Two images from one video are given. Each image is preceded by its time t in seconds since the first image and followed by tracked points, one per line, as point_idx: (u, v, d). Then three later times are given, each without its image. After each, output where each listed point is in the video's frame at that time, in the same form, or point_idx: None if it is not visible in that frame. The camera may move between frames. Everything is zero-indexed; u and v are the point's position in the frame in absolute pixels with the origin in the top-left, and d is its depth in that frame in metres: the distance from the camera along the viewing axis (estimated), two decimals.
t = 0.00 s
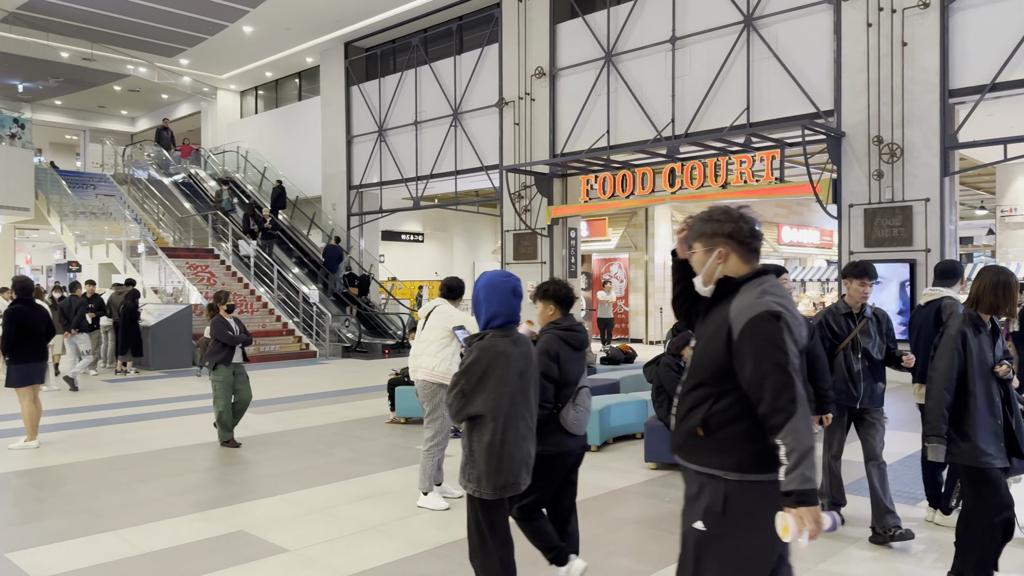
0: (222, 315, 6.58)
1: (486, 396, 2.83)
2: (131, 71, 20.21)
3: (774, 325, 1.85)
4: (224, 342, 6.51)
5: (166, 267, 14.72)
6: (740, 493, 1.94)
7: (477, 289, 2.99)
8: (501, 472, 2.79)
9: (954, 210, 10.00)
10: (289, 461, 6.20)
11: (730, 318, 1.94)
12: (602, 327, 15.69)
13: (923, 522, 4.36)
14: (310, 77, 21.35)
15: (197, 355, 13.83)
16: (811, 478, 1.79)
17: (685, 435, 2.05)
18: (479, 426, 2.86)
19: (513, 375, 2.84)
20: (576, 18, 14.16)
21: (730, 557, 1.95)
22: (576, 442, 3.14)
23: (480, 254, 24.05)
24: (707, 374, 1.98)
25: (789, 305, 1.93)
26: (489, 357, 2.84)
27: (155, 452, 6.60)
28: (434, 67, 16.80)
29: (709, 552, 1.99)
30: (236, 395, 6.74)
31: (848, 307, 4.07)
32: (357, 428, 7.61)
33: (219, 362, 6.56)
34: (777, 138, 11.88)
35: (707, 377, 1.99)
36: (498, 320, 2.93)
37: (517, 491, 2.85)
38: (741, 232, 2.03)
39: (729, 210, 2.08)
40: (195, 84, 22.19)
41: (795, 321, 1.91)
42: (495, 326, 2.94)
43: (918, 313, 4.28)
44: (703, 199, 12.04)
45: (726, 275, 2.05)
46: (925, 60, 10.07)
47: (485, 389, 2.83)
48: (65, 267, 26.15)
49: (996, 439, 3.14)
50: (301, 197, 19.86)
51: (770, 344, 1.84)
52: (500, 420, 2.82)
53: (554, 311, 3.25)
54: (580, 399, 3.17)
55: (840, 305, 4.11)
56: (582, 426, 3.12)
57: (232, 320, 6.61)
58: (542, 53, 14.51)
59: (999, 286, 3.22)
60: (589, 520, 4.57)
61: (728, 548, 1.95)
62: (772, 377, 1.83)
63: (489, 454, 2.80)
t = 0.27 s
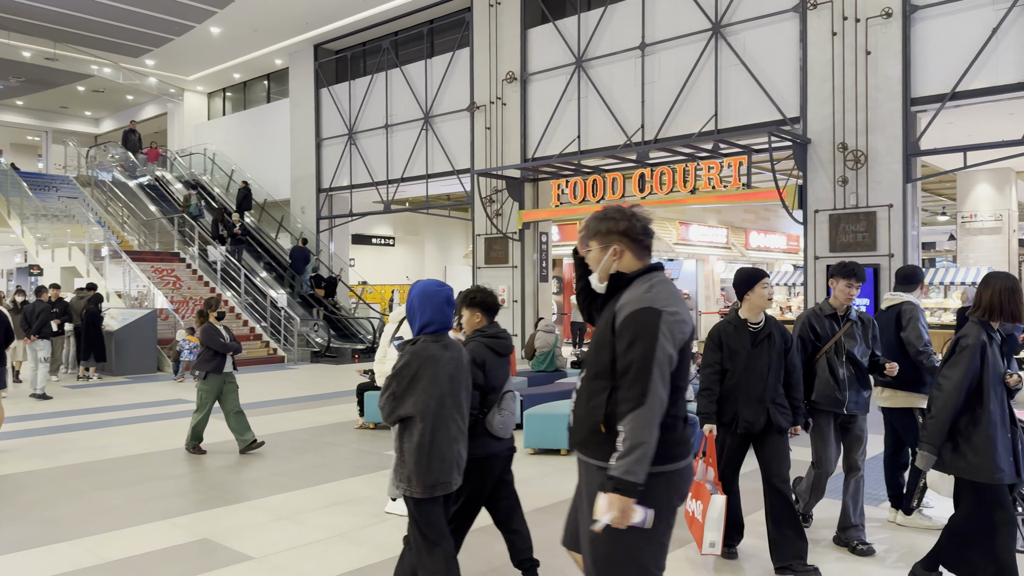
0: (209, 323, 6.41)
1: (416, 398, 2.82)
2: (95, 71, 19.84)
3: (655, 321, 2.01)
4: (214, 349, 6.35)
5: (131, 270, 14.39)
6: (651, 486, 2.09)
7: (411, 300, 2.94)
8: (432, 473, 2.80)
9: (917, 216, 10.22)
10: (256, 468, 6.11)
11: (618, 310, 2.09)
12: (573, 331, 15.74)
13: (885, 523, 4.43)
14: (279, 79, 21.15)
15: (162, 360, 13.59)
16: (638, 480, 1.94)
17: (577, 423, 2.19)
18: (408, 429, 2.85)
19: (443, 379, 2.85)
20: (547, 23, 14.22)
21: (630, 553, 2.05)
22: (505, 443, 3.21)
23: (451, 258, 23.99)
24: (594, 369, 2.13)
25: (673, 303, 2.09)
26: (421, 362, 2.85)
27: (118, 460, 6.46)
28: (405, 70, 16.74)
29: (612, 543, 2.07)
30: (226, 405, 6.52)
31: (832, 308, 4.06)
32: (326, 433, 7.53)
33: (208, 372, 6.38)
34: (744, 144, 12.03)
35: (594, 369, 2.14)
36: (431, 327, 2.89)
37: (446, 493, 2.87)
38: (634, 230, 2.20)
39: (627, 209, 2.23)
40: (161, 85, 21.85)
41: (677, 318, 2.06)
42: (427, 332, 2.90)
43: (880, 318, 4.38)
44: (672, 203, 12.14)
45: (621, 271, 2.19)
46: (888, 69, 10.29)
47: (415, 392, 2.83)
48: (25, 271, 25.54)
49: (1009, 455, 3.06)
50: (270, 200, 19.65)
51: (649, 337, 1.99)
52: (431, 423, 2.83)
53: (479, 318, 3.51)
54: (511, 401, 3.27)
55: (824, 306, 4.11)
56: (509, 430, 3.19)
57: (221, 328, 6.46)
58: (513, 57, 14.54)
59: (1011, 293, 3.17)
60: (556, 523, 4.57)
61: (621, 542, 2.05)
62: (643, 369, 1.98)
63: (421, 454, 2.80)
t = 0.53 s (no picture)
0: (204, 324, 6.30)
1: (356, 390, 3.03)
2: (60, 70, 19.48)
3: (547, 331, 2.14)
4: (209, 350, 6.23)
5: (97, 273, 14.15)
6: (553, 489, 2.20)
7: (353, 294, 3.15)
8: (370, 461, 2.99)
9: (883, 221, 10.41)
10: (225, 472, 6.04)
11: (518, 317, 2.23)
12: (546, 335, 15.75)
13: (853, 522, 4.49)
14: (250, 80, 20.94)
15: (130, 365, 13.41)
16: (483, 473, 2.09)
17: (483, 423, 2.34)
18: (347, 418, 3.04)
19: (382, 371, 3.07)
20: (521, 27, 14.25)
21: (553, 550, 2.20)
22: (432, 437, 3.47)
23: (425, 262, 23.92)
24: (495, 376, 2.27)
25: (569, 314, 2.22)
26: (360, 355, 3.05)
27: (84, 465, 6.35)
28: (378, 72, 16.65)
29: (528, 543, 2.22)
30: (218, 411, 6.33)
31: (815, 314, 4.05)
32: (297, 438, 7.47)
33: (206, 373, 6.24)
34: (715, 149, 12.16)
35: (495, 375, 2.28)
36: (373, 322, 3.13)
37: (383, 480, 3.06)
38: (543, 243, 2.33)
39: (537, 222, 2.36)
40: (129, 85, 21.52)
41: (571, 328, 2.19)
42: (368, 327, 3.13)
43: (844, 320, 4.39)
44: (645, 207, 12.22)
45: (528, 282, 2.34)
46: (855, 76, 10.46)
47: (356, 382, 3.03)
48: None
49: None
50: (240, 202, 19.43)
51: (538, 347, 2.13)
52: (369, 412, 3.03)
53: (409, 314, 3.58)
54: (433, 398, 3.44)
55: (807, 311, 4.10)
56: (436, 422, 3.43)
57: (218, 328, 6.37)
58: (486, 60, 14.54)
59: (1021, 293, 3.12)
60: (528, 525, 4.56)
61: (546, 541, 2.20)
62: (529, 377, 2.12)
63: (356, 444, 2.97)
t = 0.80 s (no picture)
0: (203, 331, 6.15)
1: (296, 395, 3.06)
2: (27, 68, 19.11)
3: (443, 329, 2.21)
4: (206, 358, 6.08)
5: (65, 275, 13.89)
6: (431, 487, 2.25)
7: (287, 299, 3.18)
8: (311, 464, 3.03)
9: (853, 225, 10.56)
10: (193, 477, 5.94)
11: (412, 318, 2.29)
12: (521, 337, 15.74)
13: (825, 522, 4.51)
14: (222, 80, 20.71)
15: (97, 368, 13.18)
16: (411, 483, 2.12)
17: (378, 426, 2.34)
18: (287, 424, 3.05)
19: (320, 374, 3.12)
20: (496, 30, 14.25)
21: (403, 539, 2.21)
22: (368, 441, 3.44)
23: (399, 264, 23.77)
24: (390, 374, 2.30)
25: (466, 312, 2.30)
26: (300, 359, 3.09)
27: (48, 470, 6.21)
28: (351, 73, 16.56)
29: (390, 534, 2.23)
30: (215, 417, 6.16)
31: (799, 317, 3.97)
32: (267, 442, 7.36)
33: (202, 381, 6.08)
34: (688, 152, 12.23)
35: (389, 374, 2.32)
36: (311, 326, 3.17)
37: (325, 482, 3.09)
38: (441, 243, 2.43)
39: (436, 221, 2.45)
40: (98, 84, 21.17)
41: (467, 326, 2.27)
42: (305, 331, 3.17)
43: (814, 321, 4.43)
44: (619, 210, 12.28)
45: (425, 279, 2.43)
46: (827, 82, 10.60)
47: (296, 387, 3.06)
48: None
49: None
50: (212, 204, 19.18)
51: (436, 345, 2.18)
52: (309, 416, 3.07)
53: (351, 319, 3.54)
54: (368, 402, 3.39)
55: (790, 314, 4.02)
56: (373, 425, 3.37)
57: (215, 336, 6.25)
58: (461, 63, 14.53)
59: None
60: (502, 528, 4.50)
61: (404, 534, 2.22)
62: (432, 376, 2.16)
63: (298, 447, 3.00)
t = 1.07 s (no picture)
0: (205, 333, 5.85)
1: (218, 394, 3.13)
2: None
3: (340, 333, 2.19)
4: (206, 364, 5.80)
5: (32, 277, 13.59)
6: (317, 488, 2.27)
7: (215, 297, 3.22)
8: (228, 462, 3.13)
9: (827, 228, 10.66)
10: (162, 483, 5.81)
11: (309, 323, 2.27)
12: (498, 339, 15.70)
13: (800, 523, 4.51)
14: (195, 80, 20.44)
15: (65, 371, 12.91)
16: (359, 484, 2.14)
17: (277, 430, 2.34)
18: (207, 421, 3.14)
19: (243, 374, 3.20)
20: (473, 31, 14.21)
21: (302, 544, 2.26)
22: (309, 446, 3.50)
23: (375, 266, 23.60)
24: (290, 383, 2.29)
25: (362, 312, 2.30)
26: (225, 357, 3.15)
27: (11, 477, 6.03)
28: (327, 73, 16.42)
29: (283, 533, 2.28)
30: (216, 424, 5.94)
31: (795, 316, 3.80)
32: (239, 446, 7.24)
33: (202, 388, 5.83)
34: (665, 155, 12.27)
35: (289, 383, 2.30)
36: (235, 327, 3.23)
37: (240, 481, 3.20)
38: (325, 246, 2.39)
39: (321, 223, 2.41)
40: (67, 83, 20.79)
41: (365, 326, 2.28)
42: (230, 331, 3.23)
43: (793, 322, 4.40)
44: (596, 212, 12.30)
45: (309, 283, 2.41)
46: (801, 85, 10.69)
47: (218, 387, 3.14)
48: None
49: None
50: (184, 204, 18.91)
51: (336, 350, 2.18)
52: (230, 415, 3.15)
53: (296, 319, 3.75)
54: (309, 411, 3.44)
55: (787, 313, 3.84)
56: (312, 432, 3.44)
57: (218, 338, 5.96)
58: (438, 64, 14.47)
59: None
60: (479, 532, 4.45)
61: (295, 533, 2.27)
62: (339, 381, 2.16)
63: (217, 446, 3.09)
